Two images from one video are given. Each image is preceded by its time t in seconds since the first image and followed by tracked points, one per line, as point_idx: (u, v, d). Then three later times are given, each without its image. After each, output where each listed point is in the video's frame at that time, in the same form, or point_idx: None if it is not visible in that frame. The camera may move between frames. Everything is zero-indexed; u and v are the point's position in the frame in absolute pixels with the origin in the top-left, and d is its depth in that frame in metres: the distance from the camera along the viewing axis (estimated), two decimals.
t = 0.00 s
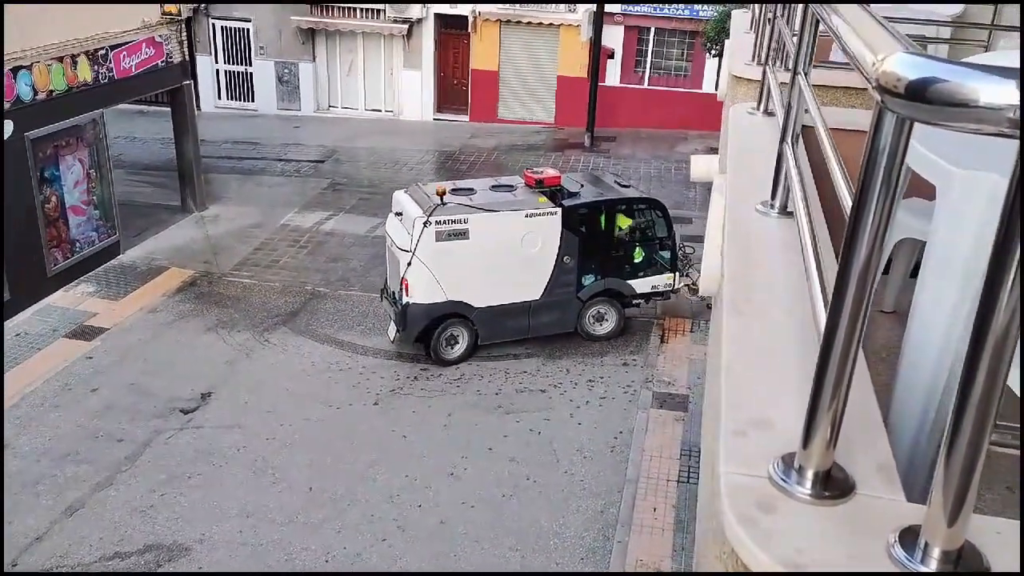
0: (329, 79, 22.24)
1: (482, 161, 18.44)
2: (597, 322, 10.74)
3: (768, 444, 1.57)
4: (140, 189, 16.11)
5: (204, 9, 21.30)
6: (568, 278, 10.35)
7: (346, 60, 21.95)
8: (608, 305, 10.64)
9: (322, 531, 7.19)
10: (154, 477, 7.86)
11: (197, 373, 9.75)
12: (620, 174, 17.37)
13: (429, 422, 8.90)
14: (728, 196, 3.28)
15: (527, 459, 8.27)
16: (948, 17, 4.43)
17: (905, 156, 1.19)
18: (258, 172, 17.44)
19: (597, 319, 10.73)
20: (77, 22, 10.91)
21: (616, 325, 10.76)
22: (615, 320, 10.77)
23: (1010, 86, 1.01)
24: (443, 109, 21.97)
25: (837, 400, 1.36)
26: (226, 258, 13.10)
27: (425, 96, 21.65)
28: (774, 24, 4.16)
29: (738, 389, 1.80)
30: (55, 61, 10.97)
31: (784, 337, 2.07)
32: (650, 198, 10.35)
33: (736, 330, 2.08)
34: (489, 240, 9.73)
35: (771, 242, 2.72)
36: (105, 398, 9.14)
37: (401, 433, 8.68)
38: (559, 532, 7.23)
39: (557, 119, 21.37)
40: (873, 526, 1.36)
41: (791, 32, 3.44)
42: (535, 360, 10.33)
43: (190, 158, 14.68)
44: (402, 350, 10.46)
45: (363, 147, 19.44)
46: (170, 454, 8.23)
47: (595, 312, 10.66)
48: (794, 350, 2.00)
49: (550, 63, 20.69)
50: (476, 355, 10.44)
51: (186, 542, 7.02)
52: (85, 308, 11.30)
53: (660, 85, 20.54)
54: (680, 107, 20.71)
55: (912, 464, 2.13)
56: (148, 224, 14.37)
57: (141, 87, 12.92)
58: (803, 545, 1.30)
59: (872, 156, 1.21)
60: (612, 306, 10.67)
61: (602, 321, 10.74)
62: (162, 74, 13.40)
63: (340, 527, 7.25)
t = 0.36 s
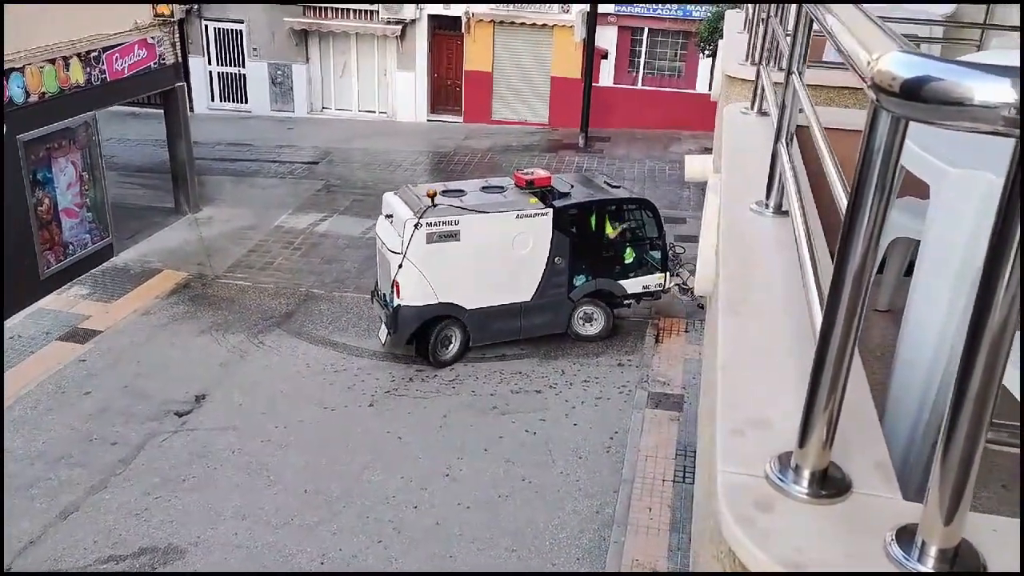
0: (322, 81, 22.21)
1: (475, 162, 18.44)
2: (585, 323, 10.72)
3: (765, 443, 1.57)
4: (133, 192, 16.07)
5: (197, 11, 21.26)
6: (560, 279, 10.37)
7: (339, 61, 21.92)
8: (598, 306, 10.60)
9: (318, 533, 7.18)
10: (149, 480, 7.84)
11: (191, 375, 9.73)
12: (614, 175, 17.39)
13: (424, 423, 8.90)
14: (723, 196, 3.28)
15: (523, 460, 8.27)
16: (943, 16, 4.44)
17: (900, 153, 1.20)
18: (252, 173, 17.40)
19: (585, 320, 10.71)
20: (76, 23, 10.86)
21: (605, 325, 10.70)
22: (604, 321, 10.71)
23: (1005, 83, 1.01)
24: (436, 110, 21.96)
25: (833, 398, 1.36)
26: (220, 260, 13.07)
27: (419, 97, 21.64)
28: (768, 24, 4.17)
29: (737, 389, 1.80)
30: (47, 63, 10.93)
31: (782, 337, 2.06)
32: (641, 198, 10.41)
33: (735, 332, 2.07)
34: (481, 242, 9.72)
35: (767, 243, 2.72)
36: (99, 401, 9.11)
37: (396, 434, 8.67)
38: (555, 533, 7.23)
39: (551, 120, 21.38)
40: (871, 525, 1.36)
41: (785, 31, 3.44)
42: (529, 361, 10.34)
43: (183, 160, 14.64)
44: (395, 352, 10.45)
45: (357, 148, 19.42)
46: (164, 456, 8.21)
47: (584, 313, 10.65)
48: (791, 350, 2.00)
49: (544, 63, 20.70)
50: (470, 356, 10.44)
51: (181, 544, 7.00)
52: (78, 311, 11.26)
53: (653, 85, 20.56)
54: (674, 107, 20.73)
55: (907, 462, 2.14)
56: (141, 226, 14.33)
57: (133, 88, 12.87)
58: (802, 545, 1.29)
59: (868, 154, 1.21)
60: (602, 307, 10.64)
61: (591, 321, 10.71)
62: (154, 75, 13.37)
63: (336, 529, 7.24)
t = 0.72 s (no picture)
0: (316, 82, 22.19)
1: (470, 163, 18.43)
2: (577, 323, 10.73)
3: (763, 442, 1.57)
4: (126, 194, 16.03)
5: (190, 12, 21.23)
6: (552, 278, 10.37)
7: (333, 62, 21.90)
8: (589, 306, 10.61)
9: (314, 535, 7.17)
10: (145, 482, 7.82)
11: (186, 377, 9.70)
12: (608, 174, 17.40)
13: (420, 424, 8.89)
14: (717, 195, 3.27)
15: (519, 460, 8.26)
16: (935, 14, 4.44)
17: (896, 151, 1.20)
18: (246, 175, 17.38)
19: (577, 320, 10.72)
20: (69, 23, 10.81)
21: (597, 325, 10.70)
22: (595, 320, 10.73)
23: (1001, 78, 1.01)
24: (431, 111, 21.94)
25: (830, 394, 1.36)
26: (215, 262, 13.04)
27: (413, 98, 21.63)
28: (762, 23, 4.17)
29: (734, 388, 1.80)
30: (40, 65, 10.89)
31: (778, 336, 2.06)
32: (632, 197, 10.42)
33: (732, 331, 2.07)
34: (474, 242, 9.72)
35: (761, 242, 2.72)
36: (95, 404, 9.09)
37: (392, 435, 8.66)
38: (552, 532, 7.23)
39: (545, 120, 21.38)
40: (869, 522, 1.36)
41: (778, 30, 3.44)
42: (525, 361, 10.34)
43: (177, 161, 14.61)
44: (390, 353, 10.43)
45: (351, 149, 19.40)
46: (159, 459, 8.19)
47: (576, 312, 10.66)
48: (787, 348, 2.00)
49: (538, 63, 20.71)
50: (465, 357, 10.43)
51: (178, 547, 6.98)
52: (73, 314, 11.23)
53: (647, 85, 20.56)
54: (668, 107, 20.74)
55: (904, 459, 2.13)
56: (135, 228, 14.30)
57: (127, 90, 12.84)
58: (801, 543, 1.30)
59: (865, 151, 1.21)
60: (593, 307, 10.65)
61: (582, 321, 10.71)
62: (148, 77, 13.33)
63: (332, 530, 7.23)
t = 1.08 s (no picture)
0: (310, 84, 22.17)
1: (465, 164, 18.43)
2: (571, 324, 10.76)
3: (760, 442, 1.57)
4: (121, 197, 15.99)
5: (184, 15, 21.20)
6: (547, 279, 10.38)
7: (327, 64, 21.88)
8: (583, 306, 10.64)
9: (311, 538, 7.15)
10: (142, 486, 7.80)
11: (183, 381, 9.68)
12: (603, 175, 17.41)
13: (417, 426, 8.88)
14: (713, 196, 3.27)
15: (516, 462, 8.26)
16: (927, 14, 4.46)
17: (892, 152, 1.20)
18: (241, 178, 17.35)
19: (571, 320, 10.75)
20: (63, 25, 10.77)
21: (591, 325, 10.73)
22: (590, 321, 10.76)
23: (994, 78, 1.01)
24: (426, 112, 21.94)
25: (827, 392, 1.36)
26: (210, 265, 13.02)
27: (408, 100, 21.62)
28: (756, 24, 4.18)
29: (731, 388, 1.80)
30: (34, 69, 10.86)
31: (774, 336, 2.06)
32: (625, 198, 10.43)
33: (728, 331, 2.07)
34: (468, 244, 9.71)
35: (757, 242, 2.72)
36: (91, 408, 9.07)
37: (389, 437, 8.65)
38: (549, 534, 7.22)
39: (541, 121, 21.39)
40: (867, 522, 1.36)
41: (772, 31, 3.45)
42: (521, 362, 10.34)
43: (172, 164, 14.59)
44: (386, 356, 10.41)
45: (347, 151, 19.39)
46: (156, 462, 8.17)
47: (569, 313, 10.69)
48: (784, 348, 2.00)
49: (532, 65, 20.72)
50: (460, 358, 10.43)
51: (175, 551, 6.96)
52: (68, 318, 11.20)
53: (642, 85, 20.58)
54: (663, 107, 20.77)
55: (900, 458, 2.14)
56: (129, 232, 14.26)
57: (121, 93, 12.81)
58: (798, 543, 1.30)
59: (861, 152, 1.22)
60: (587, 307, 10.67)
61: (577, 322, 10.75)
62: (142, 80, 13.31)
63: (329, 533, 7.22)
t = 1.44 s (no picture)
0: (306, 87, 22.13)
1: (461, 166, 18.42)
2: (566, 325, 10.74)
3: (756, 442, 1.57)
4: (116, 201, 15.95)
5: (179, 19, 21.15)
6: (542, 281, 10.38)
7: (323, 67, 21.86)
8: (578, 308, 10.63)
9: (309, 542, 7.14)
10: (139, 491, 7.78)
11: (179, 385, 9.65)
12: (599, 177, 17.43)
13: (414, 429, 8.87)
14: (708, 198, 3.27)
15: (513, 464, 8.25)
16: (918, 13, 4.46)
17: (886, 152, 1.20)
18: (236, 181, 17.32)
19: (566, 322, 10.73)
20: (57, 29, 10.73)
21: (586, 327, 10.73)
22: (585, 322, 10.74)
23: (987, 80, 1.01)
24: (421, 115, 21.93)
25: (822, 394, 1.36)
26: (206, 268, 12.99)
27: (403, 102, 21.61)
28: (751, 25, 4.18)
29: (727, 390, 1.80)
30: (28, 73, 10.83)
31: (770, 337, 2.06)
32: (619, 199, 10.44)
33: (724, 332, 2.07)
34: (463, 246, 9.72)
35: (752, 243, 2.72)
36: (87, 412, 9.04)
37: (386, 440, 8.64)
38: (548, 535, 7.22)
39: (536, 123, 21.39)
40: (863, 522, 1.36)
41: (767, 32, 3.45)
42: (518, 364, 10.33)
43: (167, 168, 14.57)
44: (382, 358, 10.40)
45: (342, 154, 19.37)
46: (153, 467, 8.15)
47: (565, 315, 10.67)
48: (780, 349, 2.00)
49: (528, 66, 20.72)
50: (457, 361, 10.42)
51: (172, 555, 6.95)
52: (63, 322, 11.17)
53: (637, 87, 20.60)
54: (658, 108, 20.78)
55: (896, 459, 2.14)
56: (125, 236, 14.23)
57: (116, 97, 12.79)
58: (795, 544, 1.30)
59: (854, 153, 1.22)
60: (581, 309, 10.67)
61: (571, 323, 10.72)
62: (137, 84, 13.29)
63: (327, 537, 7.21)
